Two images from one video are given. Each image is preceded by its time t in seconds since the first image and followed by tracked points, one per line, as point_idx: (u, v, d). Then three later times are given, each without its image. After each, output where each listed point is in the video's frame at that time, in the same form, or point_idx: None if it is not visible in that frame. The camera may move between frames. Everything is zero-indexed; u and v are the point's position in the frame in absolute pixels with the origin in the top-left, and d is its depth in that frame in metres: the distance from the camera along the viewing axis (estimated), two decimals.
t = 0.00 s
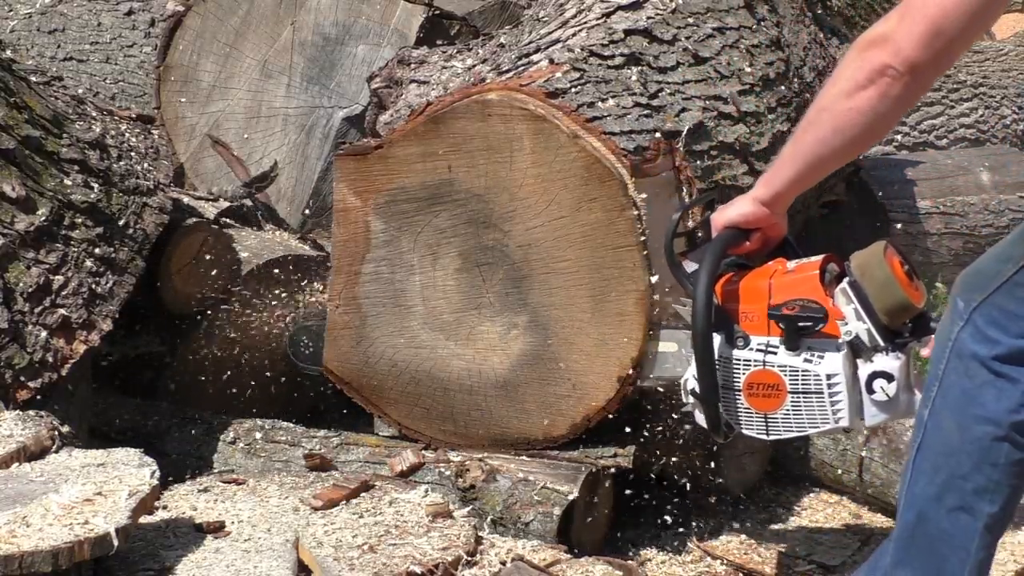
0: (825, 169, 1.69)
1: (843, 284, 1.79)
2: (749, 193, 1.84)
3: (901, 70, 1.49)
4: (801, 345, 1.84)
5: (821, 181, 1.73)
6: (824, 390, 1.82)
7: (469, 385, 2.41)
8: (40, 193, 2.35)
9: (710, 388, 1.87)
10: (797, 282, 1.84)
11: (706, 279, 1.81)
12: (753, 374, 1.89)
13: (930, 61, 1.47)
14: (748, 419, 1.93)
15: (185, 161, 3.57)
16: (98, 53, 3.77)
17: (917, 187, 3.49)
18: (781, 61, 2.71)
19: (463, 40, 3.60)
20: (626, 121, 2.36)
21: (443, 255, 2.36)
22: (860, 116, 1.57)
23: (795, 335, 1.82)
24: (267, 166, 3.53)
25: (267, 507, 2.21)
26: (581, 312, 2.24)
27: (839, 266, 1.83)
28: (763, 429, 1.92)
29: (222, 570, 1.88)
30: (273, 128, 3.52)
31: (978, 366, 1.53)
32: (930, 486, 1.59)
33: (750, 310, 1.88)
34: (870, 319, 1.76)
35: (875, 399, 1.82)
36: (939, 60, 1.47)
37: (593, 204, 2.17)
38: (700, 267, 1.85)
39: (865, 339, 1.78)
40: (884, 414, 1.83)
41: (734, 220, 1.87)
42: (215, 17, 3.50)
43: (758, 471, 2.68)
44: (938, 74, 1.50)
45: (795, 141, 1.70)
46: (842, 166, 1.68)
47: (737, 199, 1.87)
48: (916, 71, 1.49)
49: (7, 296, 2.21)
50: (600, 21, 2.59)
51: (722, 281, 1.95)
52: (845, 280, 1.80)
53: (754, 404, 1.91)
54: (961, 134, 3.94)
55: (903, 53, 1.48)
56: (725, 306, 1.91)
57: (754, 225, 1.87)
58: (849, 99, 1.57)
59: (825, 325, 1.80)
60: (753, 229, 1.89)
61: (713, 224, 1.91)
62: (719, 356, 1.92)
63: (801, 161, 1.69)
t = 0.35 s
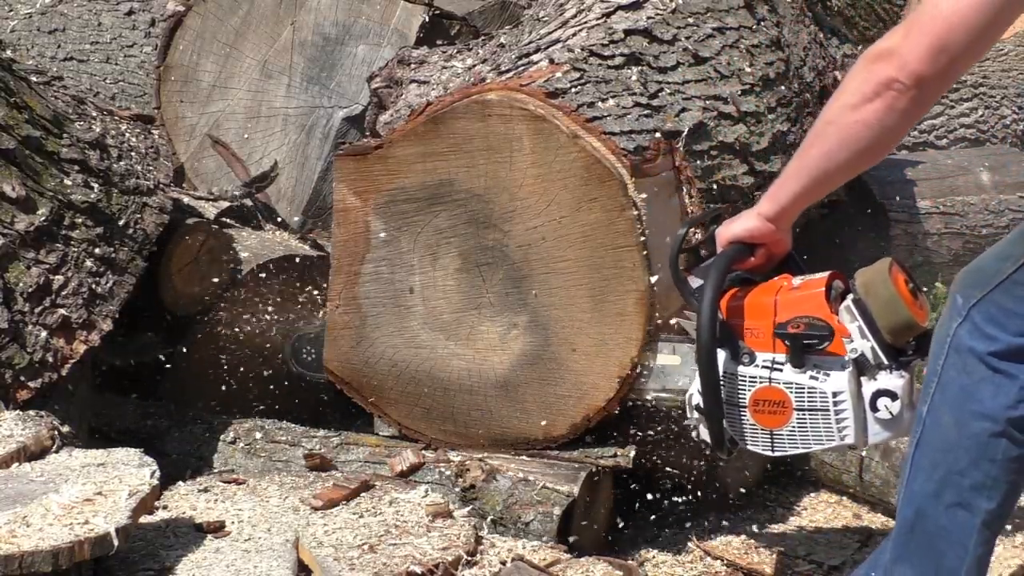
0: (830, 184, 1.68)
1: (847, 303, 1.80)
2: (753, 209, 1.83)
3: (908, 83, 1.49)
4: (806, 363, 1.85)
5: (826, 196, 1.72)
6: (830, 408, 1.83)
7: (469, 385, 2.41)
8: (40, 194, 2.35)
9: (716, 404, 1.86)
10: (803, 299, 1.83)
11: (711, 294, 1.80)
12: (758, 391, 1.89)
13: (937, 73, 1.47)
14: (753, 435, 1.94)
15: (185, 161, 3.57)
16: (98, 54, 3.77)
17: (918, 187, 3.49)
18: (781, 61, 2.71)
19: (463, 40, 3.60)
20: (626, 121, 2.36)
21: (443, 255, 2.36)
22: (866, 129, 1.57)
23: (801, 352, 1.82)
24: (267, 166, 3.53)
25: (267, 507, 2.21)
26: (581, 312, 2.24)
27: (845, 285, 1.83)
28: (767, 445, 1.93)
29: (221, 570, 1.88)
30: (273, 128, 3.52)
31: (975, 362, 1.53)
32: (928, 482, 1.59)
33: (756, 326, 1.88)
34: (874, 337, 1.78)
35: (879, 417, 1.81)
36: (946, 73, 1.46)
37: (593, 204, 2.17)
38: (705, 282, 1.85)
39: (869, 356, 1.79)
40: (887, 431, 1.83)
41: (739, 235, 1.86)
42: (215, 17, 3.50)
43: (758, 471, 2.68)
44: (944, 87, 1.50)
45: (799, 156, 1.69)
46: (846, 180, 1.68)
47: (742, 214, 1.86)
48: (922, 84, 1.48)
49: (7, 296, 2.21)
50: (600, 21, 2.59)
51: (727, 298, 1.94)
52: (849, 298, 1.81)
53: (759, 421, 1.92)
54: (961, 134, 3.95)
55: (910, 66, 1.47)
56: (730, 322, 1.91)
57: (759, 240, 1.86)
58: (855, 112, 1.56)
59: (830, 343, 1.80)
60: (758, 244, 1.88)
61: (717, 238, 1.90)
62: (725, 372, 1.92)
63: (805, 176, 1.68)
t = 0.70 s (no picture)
0: (840, 199, 1.68)
1: (856, 318, 1.80)
2: (761, 224, 1.83)
3: (917, 96, 1.49)
4: (814, 378, 1.85)
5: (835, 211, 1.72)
6: (836, 423, 1.84)
7: (469, 385, 2.41)
8: (40, 194, 2.35)
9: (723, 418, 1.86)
10: (812, 314, 1.84)
11: (722, 309, 1.78)
12: (765, 406, 1.89)
13: (947, 85, 1.47)
14: (760, 449, 1.94)
15: (185, 161, 3.58)
16: (98, 54, 3.77)
17: (918, 187, 3.49)
18: (781, 61, 2.71)
19: (463, 40, 3.60)
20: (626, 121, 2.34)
21: (443, 255, 2.36)
22: (876, 143, 1.57)
23: (809, 367, 1.83)
24: (267, 166, 3.53)
25: (267, 507, 2.21)
26: (580, 312, 2.24)
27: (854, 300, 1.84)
28: (774, 459, 1.94)
29: (221, 570, 1.88)
30: (273, 127, 3.52)
31: (977, 359, 1.53)
32: (929, 480, 1.59)
33: (765, 341, 1.88)
34: (884, 353, 1.78)
35: (888, 433, 1.84)
36: (955, 85, 1.46)
37: (592, 204, 2.17)
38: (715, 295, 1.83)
39: (878, 372, 1.81)
40: (895, 447, 1.85)
41: (749, 250, 1.84)
42: (215, 17, 3.50)
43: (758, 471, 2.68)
44: (953, 100, 1.50)
45: (808, 170, 1.69)
46: (857, 195, 1.67)
47: (752, 229, 1.85)
48: (931, 97, 1.49)
49: (7, 296, 2.21)
50: (600, 21, 2.59)
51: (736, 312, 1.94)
52: (858, 314, 1.81)
53: (765, 435, 1.92)
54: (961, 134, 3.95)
55: (919, 79, 1.48)
56: (739, 337, 1.90)
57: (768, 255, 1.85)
58: (864, 125, 1.56)
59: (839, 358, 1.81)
60: (768, 259, 1.87)
61: (727, 252, 1.89)
62: (732, 386, 1.92)
63: (815, 191, 1.68)
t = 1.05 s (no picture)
0: (852, 214, 1.68)
1: (868, 339, 1.82)
2: (774, 242, 1.84)
3: (925, 110, 1.49)
4: (826, 398, 1.87)
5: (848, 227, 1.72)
6: (848, 444, 1.86)
7: (469, 385, 2.41)
8: (40, 194, 2.36)
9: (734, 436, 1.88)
10: (824, 335, 1.86)
11: (733, 327, 1.80)
12: (776, 426, 1.91)
13: (956, 99, 1.46)
14: (771, 468, 1.96)
15: (185, 161, 3.59)
16: (98, 54, 3.77)
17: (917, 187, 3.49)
18: (781, 61, 2.71)
19: (463, 40, 3.59)
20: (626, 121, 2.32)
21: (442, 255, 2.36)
22: (885, 157, 1.57)
23: (822, 388, 1.85)
24: (267, 166, 3.53)
25: (267, 507, 2.21)
26: (580, 312, 2.25)
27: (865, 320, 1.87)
28: (784, 479, 1.96)
29: (221, 570, 1.88)
30: (273, 127, 3.51)
31: (977, 356, 1.53)
32: (927, 476, 1.59)
33: (776, 360, 1.90)
34: (894, 374, 1.80)
35: (897, 455, 1.86)
36: (965, 99, 1.46)
37: (592, 205, 2.17)
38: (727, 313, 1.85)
39: (889, 394, 1.83)
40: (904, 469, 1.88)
41: (760, 269, 1.86)
42: (215, 17, 3.50)
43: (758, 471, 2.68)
44: (963, 112, 1.49)
45: (819, 186, 1.69)
46: (870, 208, 1.67)
47: (764, 247, 1.86)
48: (940, 110, 1.48)
49: (7, 296, 2.21)
50: (601, 21, 2.59)
51: (748, 330, 1.96)
52: (869, 334, 1.83)
53: (776, 454, 1.94)
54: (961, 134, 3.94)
55: (927, 93, 1.47)
56: (750, 356, 1.92)
57: (779, 273, 1.86)
58: (873, 140, 1.56)
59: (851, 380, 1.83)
60: (779, 277, 1.89)
61: (739, 270, 1.91)
62: (744, 405, 1.93)
63: (826, 207, 1.68)
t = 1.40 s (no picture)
0: (862, 227, 1.69)
1: (879, 350, 1.82)
2: (784, 253, 1.85)
3: (934, 121, 1.49)
4: (837, 410, 1.87)
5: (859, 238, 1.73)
6: (859, 455, 1.85)
7: (469, 385, 2.41)
8: (40, 194, 2.36)
9: (744, 446, 1.88)
10: (835, 346, 1.87)
11: (744, 339, 1.80)
12: (788, 437, 1.91)
13: (964, 110, 1.46)
14: (783, 480, 1.96)
15: (185, 161, 3.59)
16: (98, 53, 3.77)
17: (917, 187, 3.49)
18: (781, 61, 2.72)
19: (464, 39, 3.58)
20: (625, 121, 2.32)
21: (443, 255, 2.36)
22: (894, 170, 1.57)
23: (833, 399, 1.85)
24: (267, 166, 3.52)
25: (268, 507, 2.21)
26: (578, 312, 2.25)
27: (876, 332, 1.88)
28: (796, 490, 1.96)
29: (221, 570, 1.88)
30: (273, 127, 3.51)
31: (984, 355, 1.53)
32: (932, 474, 1.59)
33: (788, 372, 1.91)
34: (907, 386, 1.79)
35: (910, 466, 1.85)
36: (974, 110, 1.46)
37: (591, 206, 2.16)
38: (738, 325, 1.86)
39: (900, 405, 1.82)
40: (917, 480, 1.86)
41: (770, 280, 1.87)
42: (215, 17, 3.51)
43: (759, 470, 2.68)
44: (973, 124, 1.49)
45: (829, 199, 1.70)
46: (880, 220, 1.68)
47: (776, 257, 1.87)
48: (949, 121, 1.48)
49: (7, 296, 2.21)
50: (600, 21, 2.59)
51: (760, 342, 1.98)
52: (880, 346, 1.82)
53: (788, 465, 1.94)
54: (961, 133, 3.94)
55: (936, 105, 1.47)
56: (762, 367, 1.94)
57: (789, 284, 1.87)
58: (882, 152, 1.56)
59: (863, 391, 1.83)
60: (789, 288, 1.89)
61: (748, 281, 1.92)
62: (756, 416, 1.94)
63: (835, 220, 1.69)
